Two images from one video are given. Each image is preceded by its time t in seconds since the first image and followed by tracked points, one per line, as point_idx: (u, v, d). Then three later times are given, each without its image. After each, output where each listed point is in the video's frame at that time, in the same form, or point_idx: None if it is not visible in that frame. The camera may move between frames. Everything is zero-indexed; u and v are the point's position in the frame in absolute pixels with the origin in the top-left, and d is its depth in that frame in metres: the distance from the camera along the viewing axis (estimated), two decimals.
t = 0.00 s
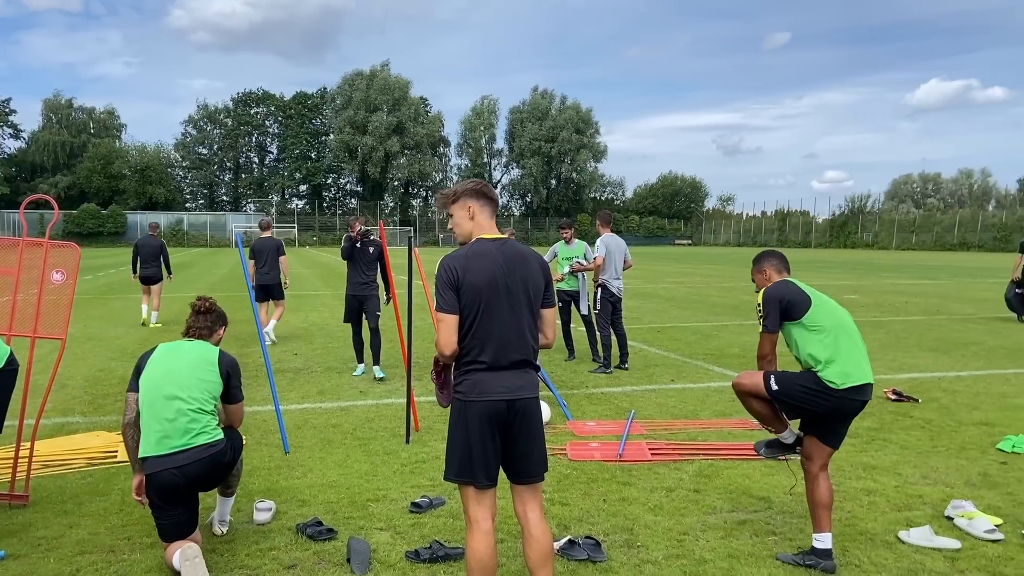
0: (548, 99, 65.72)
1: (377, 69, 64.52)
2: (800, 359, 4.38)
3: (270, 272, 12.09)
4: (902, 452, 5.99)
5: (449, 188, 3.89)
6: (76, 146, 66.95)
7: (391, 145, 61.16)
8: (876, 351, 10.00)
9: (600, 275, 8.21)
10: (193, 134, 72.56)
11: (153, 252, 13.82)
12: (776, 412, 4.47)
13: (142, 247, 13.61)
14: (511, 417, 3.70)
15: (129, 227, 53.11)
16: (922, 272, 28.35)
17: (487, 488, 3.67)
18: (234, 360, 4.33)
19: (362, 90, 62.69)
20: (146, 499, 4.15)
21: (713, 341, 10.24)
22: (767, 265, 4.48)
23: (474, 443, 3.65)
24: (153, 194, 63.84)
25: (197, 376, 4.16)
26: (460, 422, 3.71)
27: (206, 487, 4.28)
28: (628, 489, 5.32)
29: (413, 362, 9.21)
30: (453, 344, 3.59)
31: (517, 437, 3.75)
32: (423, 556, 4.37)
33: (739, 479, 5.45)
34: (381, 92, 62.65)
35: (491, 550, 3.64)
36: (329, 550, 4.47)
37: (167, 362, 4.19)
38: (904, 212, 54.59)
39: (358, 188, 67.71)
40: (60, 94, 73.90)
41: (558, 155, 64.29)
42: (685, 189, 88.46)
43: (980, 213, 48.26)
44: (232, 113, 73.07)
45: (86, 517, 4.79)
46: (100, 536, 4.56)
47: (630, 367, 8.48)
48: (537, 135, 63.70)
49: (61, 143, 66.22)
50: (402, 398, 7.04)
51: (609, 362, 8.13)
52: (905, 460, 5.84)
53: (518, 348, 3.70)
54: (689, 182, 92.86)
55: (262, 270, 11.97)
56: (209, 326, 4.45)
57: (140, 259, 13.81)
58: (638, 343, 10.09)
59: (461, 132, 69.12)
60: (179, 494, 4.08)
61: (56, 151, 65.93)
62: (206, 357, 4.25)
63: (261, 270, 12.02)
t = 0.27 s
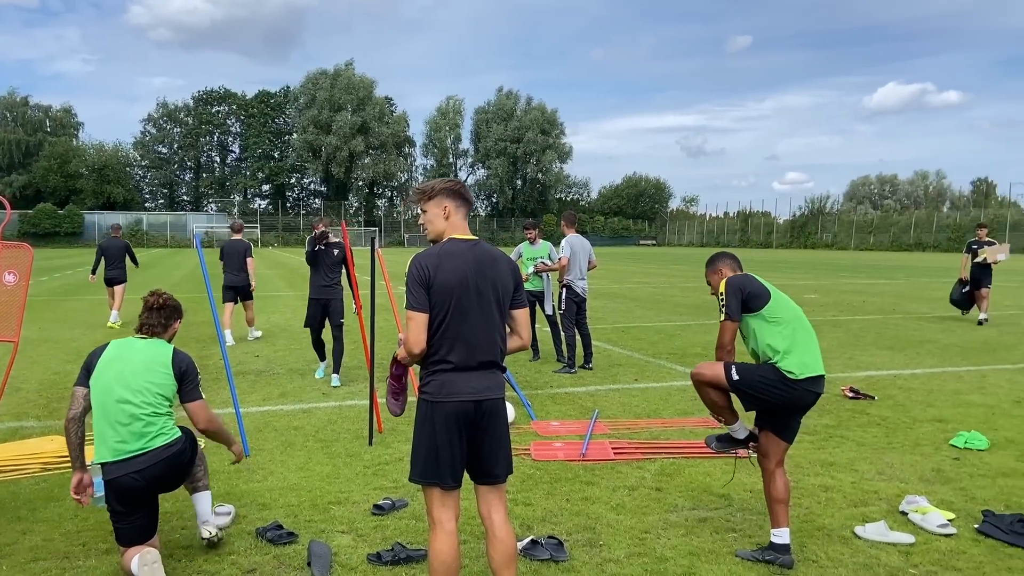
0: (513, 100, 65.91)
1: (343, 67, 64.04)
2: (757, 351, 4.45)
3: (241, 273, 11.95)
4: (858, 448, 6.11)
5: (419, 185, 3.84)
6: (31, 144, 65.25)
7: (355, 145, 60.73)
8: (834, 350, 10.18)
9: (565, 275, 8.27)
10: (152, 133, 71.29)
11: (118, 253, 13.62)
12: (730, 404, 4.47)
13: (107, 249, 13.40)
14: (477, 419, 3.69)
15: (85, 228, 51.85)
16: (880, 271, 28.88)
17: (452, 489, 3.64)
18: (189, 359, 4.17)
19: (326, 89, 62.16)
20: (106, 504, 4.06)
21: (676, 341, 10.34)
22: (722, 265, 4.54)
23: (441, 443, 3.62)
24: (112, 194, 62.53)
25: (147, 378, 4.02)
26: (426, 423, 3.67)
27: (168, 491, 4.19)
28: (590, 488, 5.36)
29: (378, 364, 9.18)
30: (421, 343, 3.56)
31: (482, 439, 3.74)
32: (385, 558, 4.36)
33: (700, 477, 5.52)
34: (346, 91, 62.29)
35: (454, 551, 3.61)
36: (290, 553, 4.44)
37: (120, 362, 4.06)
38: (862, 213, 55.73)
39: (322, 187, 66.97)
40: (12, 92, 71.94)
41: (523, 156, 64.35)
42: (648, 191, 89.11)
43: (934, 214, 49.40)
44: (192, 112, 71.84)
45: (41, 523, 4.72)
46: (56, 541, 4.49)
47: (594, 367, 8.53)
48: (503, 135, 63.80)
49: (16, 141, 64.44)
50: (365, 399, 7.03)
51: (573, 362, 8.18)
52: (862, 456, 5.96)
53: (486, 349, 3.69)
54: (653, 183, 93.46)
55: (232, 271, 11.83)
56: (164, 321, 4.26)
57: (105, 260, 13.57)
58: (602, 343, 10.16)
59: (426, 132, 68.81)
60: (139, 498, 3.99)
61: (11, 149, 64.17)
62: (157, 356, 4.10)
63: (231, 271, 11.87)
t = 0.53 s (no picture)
0: (480, 100, 66.08)
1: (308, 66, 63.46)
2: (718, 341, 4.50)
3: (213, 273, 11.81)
4: (819, 446, 6.22)
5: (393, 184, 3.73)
6: None
7: (320, 144, 60.20)
8: (796, 348, 10.33)
9: (533, 275, 8.30)
10: (112, 132, 70.09)
11: (81, 252, 13.36)
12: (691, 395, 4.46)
13: (70, 248, 13.13)
14: (449, 419, 3.59)
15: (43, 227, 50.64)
16: (843, 271, 29.34)
17: (423, 490, 3.54)
18: (157, 375, 4.07)
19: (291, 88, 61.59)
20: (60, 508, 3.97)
21: (642, 340, 10.42)
22: (684, 264, 4.59)
23: (412, 444, 3.52)
24: (71, 193, 61.25)
25: (111, 384, 3.92)
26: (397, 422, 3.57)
27: (124, 498, 4.10)
28: (556, 488, 5.38)
29: (344, 365, 9.12)
30: (393, 341, 3.45)
31: (455, 440, 3.64)
32: (349, 561, 4.31)
33: (664, 475, 5.57)
34: (311, 90, 61.77)
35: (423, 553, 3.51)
36: (252, 557, 4.38)
37: (89, 366, 3.98)
38: (824, 214, 56.79)
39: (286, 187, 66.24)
40: None
41: (490, 156, 64.43)
42: (615, 191, 89.65)
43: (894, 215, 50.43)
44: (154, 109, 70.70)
45: None
46: (10, 547, 4.40)
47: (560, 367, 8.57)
48: (469, 135, 63.86)
49: None
50: (330, 401, 7.01)
51: (540, 361, 8.21)
52: (823, 453, 6.06)
53: (459, 350, 3.60)
54: (619, 184, 94.10)
55: (204, 270, 11.67)
56: (140, 335, 4.17)
57: (68, 259, 13.32)
58: (570, 343, 10.20)
59: (392, 132, 68.41)
60: (94, 506, 3.90)
61: None
62: (126, 366, 4.00)
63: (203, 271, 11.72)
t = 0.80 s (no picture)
0: (449, 99, 66.16)
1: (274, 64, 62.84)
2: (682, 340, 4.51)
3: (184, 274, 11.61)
4: (785, 443, 6.29)
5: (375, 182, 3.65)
6: None
7: (288, 143, 59.67)
8: (763, 347, 10.45)
9: (503, 275, 8.30)
10: (74, 130, 68.90)
11: (49, 253, 13.10)
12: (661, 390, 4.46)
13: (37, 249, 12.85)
14: (424, 420, 3.49)
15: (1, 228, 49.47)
16: (810, 271, 29.76)
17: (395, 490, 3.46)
18: (131, 382, 3.96)
19: (257, 86, 60.95)
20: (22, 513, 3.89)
21: (610, 340, 10.47)
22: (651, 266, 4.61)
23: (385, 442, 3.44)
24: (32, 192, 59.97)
25: (81, 388, 3.85)
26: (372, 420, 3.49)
27: (88, 504, 4.01)
28: (525, 488, 5.38)
29: (313, 367, 9.04)
30: (368, 339, 3.38)
31: (430, 441, 3.54)
32: (315, 563, 4.24)
33: (633, 474, 5.60)
34: (278, 88, 61.18)
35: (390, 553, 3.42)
36: (216, 561, 4.31)
37: (60, 368, 3.92)
38: (790, 215, 57.67)
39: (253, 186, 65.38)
40: None
41: (460, 156, 64.50)
42: (584, 192, 90.37)
43: (857, 216, 51.33)
44: (117, 107, 69.55)
45: None
46: None
47: (530, 367, 8.58)
48: (439, 135, 63.85)
49: None
50: (297, 403, 6.95)
51: (509, 362, 8.22)
52: (788, 451, 6.14)
53: (437, 349, 3.51)
54: (588, 184, 94.81)
55: (175, 270, 11.49)
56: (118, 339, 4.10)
57: (36, 260, 13.09)
58: (540, 343, 10.22)
59: (361, 132, 67.97)
60: (55, 511, 3.81)
61: None
62: (100, 371, 3.91)
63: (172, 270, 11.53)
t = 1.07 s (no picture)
0: (420, 98, 65.96)
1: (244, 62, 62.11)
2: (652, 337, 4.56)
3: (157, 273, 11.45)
4: (754, 441, 6.37)
5: (357, 179, 3.56)
6: None
7: (257, 142, 59.06)
8: (734, 346, 10.55)
9: (476, 276, 8.30)
10: (38, 128, 67.56)
11: (24, 252, 12.86)
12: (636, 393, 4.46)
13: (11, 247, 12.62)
14: (403, 422, 3.44)
15: None
16: (780, 270, 30.11)
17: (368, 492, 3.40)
18: (108, 388, 3.92)
19: (226, 84, 60.19)
20: None
21: (583, 340, 10.51)
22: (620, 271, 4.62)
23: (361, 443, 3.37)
24: None
25: (59, 391, 3.79)
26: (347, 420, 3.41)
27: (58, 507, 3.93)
28: (497, 487, 5.38)
29: (283, 368, 8.96)
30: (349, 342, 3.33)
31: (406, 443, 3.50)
32: (285, 566, 4.19)
33: (604, 473, 5.63)
34: (247, 86, 60.47)
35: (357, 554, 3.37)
36: (183, 565, 4.24)
37: (38, 370, 3.86)
38: (759, 215, 58.34)
39: (221, 186, 64.49)
40: None
41: (432, 155, 64.36)
42: (556, 192, 90.75)
43: (824, 216, 52.07)
44: (81, 105, 68.31)
45: None
46: None
47: (502, 366, 8.58)
48: (410, 134, 63.62)
49: None
50: (266, 404, 6.90)
51: (481, 362, 8.22)
52: (756, 448, 6.21)
53: (420, 352, 3.46)
54: (560, 185, 95.17)
55: (148, 269, 11.36)
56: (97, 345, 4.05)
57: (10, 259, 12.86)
58: (512, 343, 10.23)
59: (331, 131, 67.46)
60: (23, 514, 3.72)
61: None
62: (78, 376, 3.86)
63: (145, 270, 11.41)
